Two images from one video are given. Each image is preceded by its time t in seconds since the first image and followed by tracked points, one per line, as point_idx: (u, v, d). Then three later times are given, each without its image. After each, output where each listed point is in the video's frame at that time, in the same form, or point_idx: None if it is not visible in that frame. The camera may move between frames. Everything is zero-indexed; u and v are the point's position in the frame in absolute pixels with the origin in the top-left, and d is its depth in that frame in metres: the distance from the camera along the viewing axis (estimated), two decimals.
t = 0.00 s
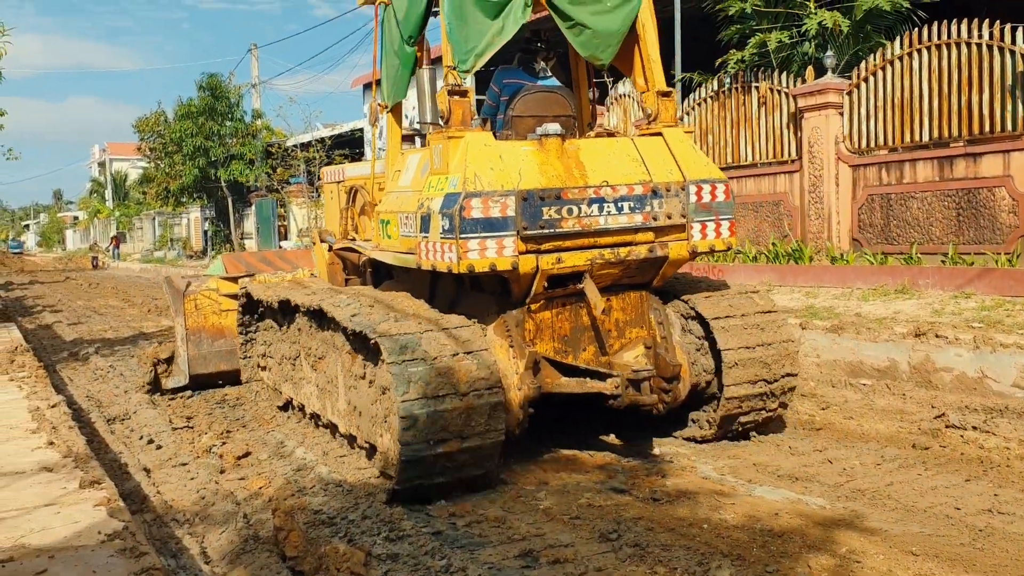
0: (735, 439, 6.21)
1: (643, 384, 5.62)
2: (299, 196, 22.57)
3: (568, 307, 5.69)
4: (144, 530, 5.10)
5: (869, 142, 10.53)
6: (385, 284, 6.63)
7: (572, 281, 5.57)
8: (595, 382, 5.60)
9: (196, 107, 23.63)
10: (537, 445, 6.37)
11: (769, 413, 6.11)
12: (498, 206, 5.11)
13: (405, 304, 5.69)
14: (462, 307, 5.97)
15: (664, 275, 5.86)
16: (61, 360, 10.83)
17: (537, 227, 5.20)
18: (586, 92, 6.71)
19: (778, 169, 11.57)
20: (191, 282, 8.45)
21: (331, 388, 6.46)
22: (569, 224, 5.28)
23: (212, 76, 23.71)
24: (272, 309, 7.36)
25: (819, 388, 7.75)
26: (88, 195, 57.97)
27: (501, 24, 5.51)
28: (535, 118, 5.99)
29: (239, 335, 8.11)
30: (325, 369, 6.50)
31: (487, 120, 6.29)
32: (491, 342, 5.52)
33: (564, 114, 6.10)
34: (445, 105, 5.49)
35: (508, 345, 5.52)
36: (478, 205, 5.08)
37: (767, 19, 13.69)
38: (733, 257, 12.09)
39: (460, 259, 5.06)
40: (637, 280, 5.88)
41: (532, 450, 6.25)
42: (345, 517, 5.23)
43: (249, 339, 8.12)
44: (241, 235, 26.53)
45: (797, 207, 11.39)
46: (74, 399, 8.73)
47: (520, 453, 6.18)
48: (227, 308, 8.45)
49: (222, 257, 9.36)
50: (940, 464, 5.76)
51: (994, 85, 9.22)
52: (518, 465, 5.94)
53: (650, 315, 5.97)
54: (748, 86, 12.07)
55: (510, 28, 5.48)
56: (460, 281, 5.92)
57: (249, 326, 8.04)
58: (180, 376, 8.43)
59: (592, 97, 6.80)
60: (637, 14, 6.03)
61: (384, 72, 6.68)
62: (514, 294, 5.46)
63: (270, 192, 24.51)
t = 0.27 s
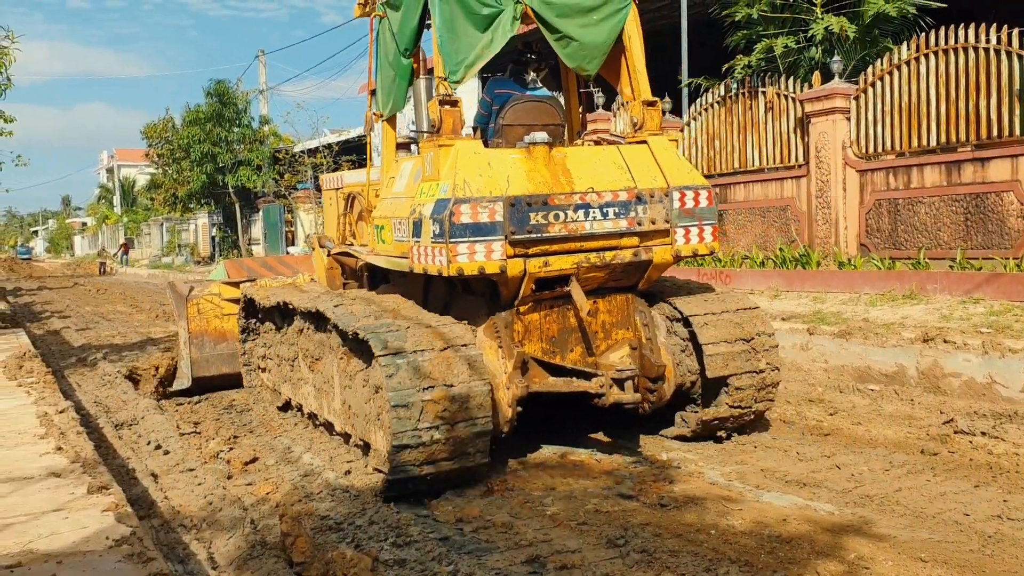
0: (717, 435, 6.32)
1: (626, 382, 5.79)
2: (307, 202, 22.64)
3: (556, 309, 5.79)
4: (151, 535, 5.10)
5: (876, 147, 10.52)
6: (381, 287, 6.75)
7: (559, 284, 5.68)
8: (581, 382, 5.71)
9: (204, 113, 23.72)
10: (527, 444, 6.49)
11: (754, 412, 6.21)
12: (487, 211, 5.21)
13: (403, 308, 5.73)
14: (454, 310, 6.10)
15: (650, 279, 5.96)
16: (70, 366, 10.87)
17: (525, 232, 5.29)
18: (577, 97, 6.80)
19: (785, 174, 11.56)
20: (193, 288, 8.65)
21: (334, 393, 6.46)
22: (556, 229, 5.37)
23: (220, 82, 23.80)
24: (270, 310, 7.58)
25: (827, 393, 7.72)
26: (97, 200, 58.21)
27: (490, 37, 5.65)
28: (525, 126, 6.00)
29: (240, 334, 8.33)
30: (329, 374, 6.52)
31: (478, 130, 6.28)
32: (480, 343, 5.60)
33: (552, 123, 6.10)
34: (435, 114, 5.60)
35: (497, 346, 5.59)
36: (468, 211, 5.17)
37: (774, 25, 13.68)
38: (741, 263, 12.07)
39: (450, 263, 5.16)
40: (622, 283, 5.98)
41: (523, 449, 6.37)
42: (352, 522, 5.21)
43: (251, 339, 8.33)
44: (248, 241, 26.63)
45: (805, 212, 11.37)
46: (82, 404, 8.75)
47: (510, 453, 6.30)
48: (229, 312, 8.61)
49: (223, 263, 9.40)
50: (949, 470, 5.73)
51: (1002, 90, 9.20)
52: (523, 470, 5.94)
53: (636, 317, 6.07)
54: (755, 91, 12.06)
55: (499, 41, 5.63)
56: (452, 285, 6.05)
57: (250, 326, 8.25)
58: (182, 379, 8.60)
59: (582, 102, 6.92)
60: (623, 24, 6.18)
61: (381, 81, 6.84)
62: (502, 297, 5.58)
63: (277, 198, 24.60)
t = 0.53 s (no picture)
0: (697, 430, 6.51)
1: (609, 379, 5.88)
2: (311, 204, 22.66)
3: (542, 308, 5.87)
4: (156, 537, 5.11)
5: (881, 149, 10.51)
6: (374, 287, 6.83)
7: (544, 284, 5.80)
8: (565, 378, 5.80)
9: (209, 116, 23.75)
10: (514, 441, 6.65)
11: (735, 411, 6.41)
12: (474, 213, 5.31)
13: (395, 308, 5.84)
14: (443, 309, 6.20)
15: (633, 278, 6.08)
16: (74, 367, 10.88)
17: (511, 233, 5.40)
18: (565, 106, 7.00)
19: (789, 176, 11.55)
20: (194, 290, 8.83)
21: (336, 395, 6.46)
22: (541, 230, 5.49)
23: (225, 84, 23.83)
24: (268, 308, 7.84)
25: (832, 395, 7.69)
26: (102, 203, 58.35)
27: (478, 46, 5.75)
28: (514, 132, 6.06)
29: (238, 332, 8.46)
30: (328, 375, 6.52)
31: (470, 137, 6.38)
32: (468, 340, 5.70)
33: (541, 129, 6.15)
34: (425, 120, 5.62)
35: (484, 344, 5.70)
36: (456, 212, 5.28)
37: (778, 27, 13.67)
38: (745, 264, 12.05)
39: (438, 262, 5.26)
40: (606, 282, 6.10)
41: (509, 446, 6.54)
42: (356, 524, 5.21)
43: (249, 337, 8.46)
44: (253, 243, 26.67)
45: (809, 214, 11.35)
46: (87, 406, 8.77)
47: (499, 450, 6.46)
48: (229, 312, 8.75)
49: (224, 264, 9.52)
50: (955, 473, 5.71)
51: (1008, 92, 9.19)
52: (527, 472, 5.94)
53: (620, 316, 6.14)
54: (760, 92, 12.04)
55: (488, 50, 5.73)
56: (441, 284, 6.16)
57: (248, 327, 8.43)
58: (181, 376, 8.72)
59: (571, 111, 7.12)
60: (608, 32, 6.24)
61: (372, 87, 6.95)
62: (489, 296, 5.68)
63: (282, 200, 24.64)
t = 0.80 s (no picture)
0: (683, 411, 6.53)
1: (594, 375, 6.06)
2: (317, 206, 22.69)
3: (530, 308, 6.07)
4: (162, 538, 5.11)
5: (886, 151, 10.49)
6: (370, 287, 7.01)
7: (533, 284, 5.96)
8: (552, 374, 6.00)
9: (214, 118, 23.78)
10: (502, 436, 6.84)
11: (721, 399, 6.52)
12: (463, 215, 5.49)
13: (389, 306, 6.03)
14: (437, 308, 6.40)
15: (619, 279, 6.23)
16: (80, 369, 10.90)
17: (499, 234, 5.56)
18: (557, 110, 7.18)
19: (795, 178, 11.54)
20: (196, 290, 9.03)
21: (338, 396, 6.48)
22: (529, 232, 5.64)
23: (230, 86, 23.86)
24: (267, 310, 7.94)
25: (838, 397, 7.67)
26: (108, 205, 58.47)
27: (469, 53, 6.01)
28: (504, 137, 6.17)
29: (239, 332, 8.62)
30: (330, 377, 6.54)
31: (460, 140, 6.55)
32: (458, 338, 5.89)
33: (530, 133, 6.25)
34: (418, 125, 5.81)
35: (474, 341, 5.89)
36: (445, 214, 5.45)
37: (783, 28, 13.65)
38: (751, 266, 12.03)
39: (428, 263, 5.44)
40: (593, 283, 6.25)
41: (498, 442, 6.72)
42: (361, 525, 5.21)
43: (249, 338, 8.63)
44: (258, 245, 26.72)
45: (815, 216, 11.34)
46: (93, 408, 8.78)
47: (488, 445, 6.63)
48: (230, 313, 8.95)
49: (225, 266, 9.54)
50: (961, 475, 5.69)
51: (1014, 93, 9.16)
52: (532, 474, 5.95)
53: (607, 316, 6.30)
54: (766, 94, 12.02)
55: (478, 57, 6.01)
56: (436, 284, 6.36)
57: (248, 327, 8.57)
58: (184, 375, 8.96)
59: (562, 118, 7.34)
60: (595, 39, 6.57)
61: (370, 93, 7.05)
62: (479, 295, 5.88)
63: (287, 202, 24.68)
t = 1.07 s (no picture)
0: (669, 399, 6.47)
1: (578, 374, 6.23)
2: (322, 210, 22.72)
3: (519, 309, 6.19)
4: (167, 541, 5.12)
5: (891, 154, 10.48)
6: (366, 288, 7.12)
7: (521, 286, 6.08)
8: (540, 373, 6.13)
9: (220, 122, 23.84)
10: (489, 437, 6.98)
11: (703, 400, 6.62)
12: (453, 219, 5.62)
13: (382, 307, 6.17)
14: (428, 309, 6.49)
15: (605, 281, 6.37)
16: (86, 373, 10.93)
17: (488, 237, 5.69)
18: (547, 116, 7.21)
19: (800, 182, 11.53)
20: (197, 292, 9.20)
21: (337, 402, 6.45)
22: (517, 236, 5.77)
23: (236, 91, 23.92)
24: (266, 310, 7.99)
25: (843, 401, 7.66)
26: (114, 209, 58.64)
27: (460, 63, 6.11)
28: (495, 144, 6.23)
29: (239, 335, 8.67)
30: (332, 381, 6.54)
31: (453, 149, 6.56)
32: (448, 339, 6.02)
33: (520, 141, 6.30)
34: (410, 132, 5.89)
35: (464, 342, 6.01)
36: (435, 218, 5.59)
37: (788, 32, 13.65)
38: (756, 270, 12.02)
39: (419, 265, 5.57)
40: (580, 285, 6.38)
41: (487, 441, 6.90)
42: (366, 529, 5.20)
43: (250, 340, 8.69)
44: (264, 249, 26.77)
45: (820, 220, 11.33)
46: (98, 411, 8.80)
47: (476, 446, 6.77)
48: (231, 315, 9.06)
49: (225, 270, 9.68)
50: (967, 479, 5.67)
51: (1019, 96, 9.16)
52: (537, 478, 5.95)
53: (593, 317, 6.43)
54: (770, 98, 12.04)
55: (469, 67, 6.11)
56: (427, 286, 6.47)
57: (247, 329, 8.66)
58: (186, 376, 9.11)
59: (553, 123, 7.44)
60: (583, 50, 6.68)
61: (365, 101, 7.05)
62: (469, 297, 6.00)
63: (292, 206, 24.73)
